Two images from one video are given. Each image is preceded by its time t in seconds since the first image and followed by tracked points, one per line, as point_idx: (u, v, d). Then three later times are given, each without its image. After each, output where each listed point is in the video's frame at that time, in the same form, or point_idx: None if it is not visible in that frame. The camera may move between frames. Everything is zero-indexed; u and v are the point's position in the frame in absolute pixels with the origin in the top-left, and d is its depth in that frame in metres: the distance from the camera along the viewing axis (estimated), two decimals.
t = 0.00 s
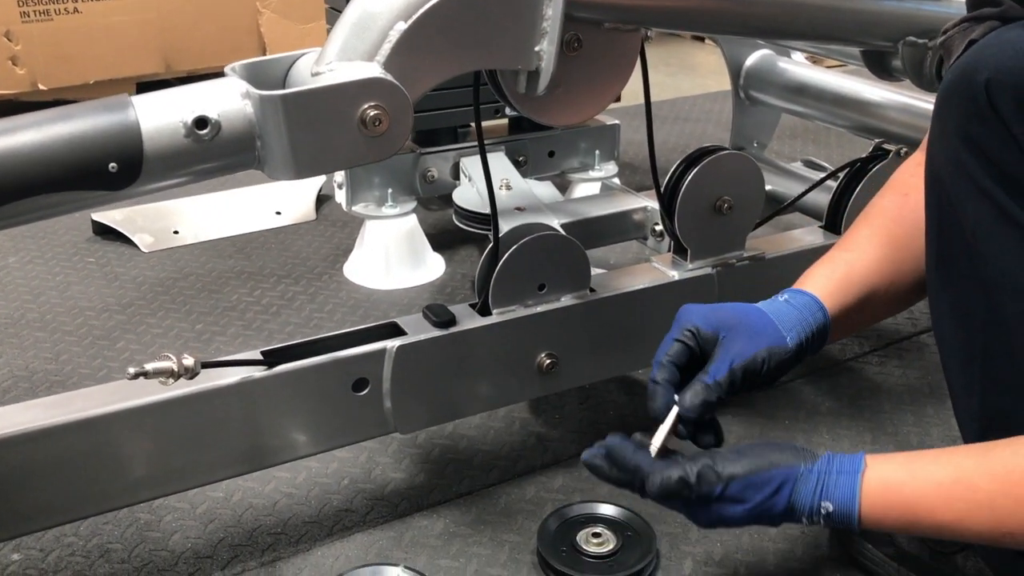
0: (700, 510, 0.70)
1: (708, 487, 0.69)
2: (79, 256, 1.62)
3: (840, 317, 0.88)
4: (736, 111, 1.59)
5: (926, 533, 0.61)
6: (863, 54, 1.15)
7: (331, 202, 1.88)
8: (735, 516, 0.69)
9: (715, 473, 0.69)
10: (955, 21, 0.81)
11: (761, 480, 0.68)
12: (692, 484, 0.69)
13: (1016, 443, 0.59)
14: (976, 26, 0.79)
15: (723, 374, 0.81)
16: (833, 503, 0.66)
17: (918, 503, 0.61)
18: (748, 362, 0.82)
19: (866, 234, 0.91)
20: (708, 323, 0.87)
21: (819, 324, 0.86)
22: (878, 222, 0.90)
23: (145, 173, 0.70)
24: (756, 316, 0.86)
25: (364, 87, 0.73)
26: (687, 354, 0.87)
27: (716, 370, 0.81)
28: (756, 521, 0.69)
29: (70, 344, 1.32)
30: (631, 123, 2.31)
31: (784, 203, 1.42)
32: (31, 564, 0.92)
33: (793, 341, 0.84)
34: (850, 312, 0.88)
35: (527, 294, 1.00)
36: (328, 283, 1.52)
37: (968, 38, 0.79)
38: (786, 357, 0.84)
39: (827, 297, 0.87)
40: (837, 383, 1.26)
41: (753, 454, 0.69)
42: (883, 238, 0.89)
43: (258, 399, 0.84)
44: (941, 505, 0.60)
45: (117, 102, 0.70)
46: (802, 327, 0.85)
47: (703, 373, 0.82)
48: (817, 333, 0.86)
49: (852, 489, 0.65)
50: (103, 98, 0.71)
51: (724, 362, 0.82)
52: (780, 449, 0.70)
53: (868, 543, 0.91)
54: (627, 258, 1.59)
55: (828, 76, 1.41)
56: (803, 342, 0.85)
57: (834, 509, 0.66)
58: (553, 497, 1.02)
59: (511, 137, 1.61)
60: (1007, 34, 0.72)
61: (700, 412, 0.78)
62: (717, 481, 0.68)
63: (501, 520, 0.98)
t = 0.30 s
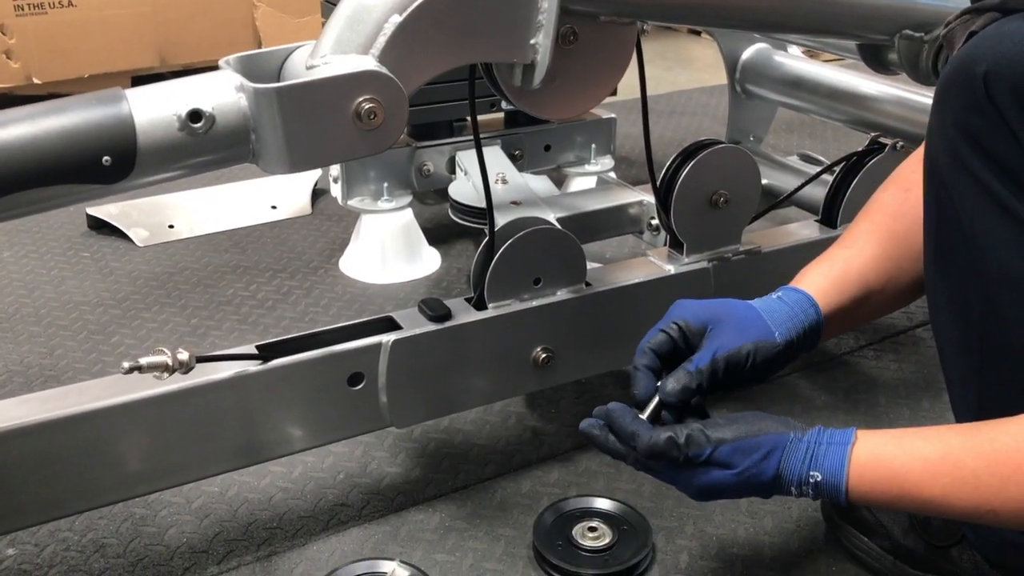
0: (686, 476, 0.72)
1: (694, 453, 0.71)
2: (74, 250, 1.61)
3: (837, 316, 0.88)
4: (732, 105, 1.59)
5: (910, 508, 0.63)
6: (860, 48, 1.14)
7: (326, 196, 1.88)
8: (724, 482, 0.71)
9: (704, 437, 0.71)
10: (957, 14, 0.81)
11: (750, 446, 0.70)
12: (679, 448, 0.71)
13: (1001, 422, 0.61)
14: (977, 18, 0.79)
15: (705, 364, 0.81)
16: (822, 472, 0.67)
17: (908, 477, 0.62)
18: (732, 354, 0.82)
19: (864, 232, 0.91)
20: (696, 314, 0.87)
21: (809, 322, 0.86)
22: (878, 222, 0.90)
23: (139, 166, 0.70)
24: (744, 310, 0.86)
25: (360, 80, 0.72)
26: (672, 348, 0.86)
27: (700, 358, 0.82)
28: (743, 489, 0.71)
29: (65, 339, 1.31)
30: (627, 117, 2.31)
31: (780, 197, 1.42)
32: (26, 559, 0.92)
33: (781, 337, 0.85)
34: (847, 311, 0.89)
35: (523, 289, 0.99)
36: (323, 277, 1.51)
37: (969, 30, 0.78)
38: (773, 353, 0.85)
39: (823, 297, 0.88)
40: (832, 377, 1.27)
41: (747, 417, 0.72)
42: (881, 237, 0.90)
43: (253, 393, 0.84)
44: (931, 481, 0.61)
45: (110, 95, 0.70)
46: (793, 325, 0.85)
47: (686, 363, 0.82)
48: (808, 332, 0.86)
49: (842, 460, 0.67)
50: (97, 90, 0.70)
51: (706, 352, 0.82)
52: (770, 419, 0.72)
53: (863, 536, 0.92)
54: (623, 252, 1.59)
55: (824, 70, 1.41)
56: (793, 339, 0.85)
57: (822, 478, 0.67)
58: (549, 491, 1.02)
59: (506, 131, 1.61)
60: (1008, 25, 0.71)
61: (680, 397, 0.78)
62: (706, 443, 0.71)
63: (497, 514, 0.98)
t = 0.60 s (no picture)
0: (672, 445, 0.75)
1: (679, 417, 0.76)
2: (71, 246, 1.61)
3: (834, 320, 0.88)
4: (730, 101, 1.59)
5: (904, 495, 0.63)
6: (859, 45, 1.14)
7: (324, 192, 1.87)
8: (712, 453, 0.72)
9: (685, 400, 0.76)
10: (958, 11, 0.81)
11: (743, 414, 0.72)
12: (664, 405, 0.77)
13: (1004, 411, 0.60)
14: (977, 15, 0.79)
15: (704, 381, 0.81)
16: (816, 451, 0.68)
17: (902, 463, 0.62)
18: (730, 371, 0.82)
19: (862, 233, 0.90)
20: (692, 334, 0.86)
21: (807, 330, 0.86)
22: (876, 222, 0.90)
23: (136, 162, 0.69)
24: (741, 327, 0.86)
25: (358, 74, 0.72)
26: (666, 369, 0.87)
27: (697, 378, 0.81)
28: (734, 465, 0.71)
29: (62, 335, 1.31)
30: (625, 114, 2.31)
31: (778, 193, 1.42)
32: (23, 556, 0.91)
33: (777, 349, 0.85)
34: (844, 314, 0.89)
35: (521, 286, 0.99)
36: (321, 273, 1.51)
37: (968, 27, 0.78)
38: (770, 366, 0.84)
39: (821, 302, 0.88)
40: (830, 374, 1.27)
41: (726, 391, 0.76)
42: (879, 239, 0.89)
43: (250, 390, 0.83)
44: (925, 467, 0.61)
45: (106, 90, 0.69)
46: (789, 335, 0.85)
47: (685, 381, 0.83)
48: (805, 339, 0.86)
49: (836, 441, 0.67)
50: (93, 85, 0.70)
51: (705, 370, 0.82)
52: (764, 396, 0.74)
53: (861, 533, 0.92)
54: (621, 249, 1.59)
55: (823, 67, 1.41)
56: (789, 348, 0.85)
57: (816, 457, 0.68)
58: (547, 488, 1.02)
59: (504, 127, 1.61)
60: (1008, 22, 0.71)
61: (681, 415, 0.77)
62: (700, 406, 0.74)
63: (495, 511, 0.98)
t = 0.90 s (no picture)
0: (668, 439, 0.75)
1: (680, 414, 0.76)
2: (71, 244, 1.61)
3: (830, 315, 0.88)
4: (731, 101, 1.59)
5: (900, 500, 0.62)
6: (861, 44, 1.14)
7: (325, 191, 1.87)
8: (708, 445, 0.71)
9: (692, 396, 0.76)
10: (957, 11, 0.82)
11: (737, 408, 0.72)
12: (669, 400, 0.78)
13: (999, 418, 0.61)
14: (977, 15, 0.79)
15: (700, 373, 0.81)
16: (812, 450, 0.67)
17: (901, 467, 0.62)
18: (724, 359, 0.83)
19: (860, 230, 0.91)
20: (687, 333, 0.87)
21: (801, 319, 0.86)
22: (873, 220, 0.90)
23: (138, 159, 0.69)
24: (732, 318, 0.87)
25: (360, 72, 0.72)
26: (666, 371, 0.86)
27: (696, 369, 0.82)
28: (728, 462, 0.71)
29: (62, 332, 1.31)
30: (626, 114, 2.31)
31: (779, 193, 1.42)
32: (23, 554, 0.91)
33: (771, 336, 0.85)
34: (842, 309, 0.88)
35: (523, 285, 0.99)
36: (321, 272, 1.51)
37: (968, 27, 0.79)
38: (765, 354, 0.84)
39: (816, 295, 0.88)
40: (831, 373, 1.27)
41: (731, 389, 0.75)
42: (876, 234, 0.89)
43: (251, 388, 0.83)
44: (923, 471, 0.61)
45: (108, 87, 0.69)
46: (780, 322, 0.86)
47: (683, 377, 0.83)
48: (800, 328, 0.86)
49: (833, 443, 0.67)
50: (95, 82, 0.70)
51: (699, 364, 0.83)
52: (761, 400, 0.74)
53: (861, 533, 0.92)
54: (622, 248, 1.59)
55: (824, 67, 1.41)
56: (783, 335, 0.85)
57: (811, 455, 0.67)
58: (548, 487, 1.01)
59: (505, 126, 1.60)
60: (1007, 23, 0.71)
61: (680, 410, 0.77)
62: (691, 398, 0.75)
63: (496, 510, 0.98)
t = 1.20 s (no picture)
0: (676, 435, 0.75)
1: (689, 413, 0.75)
2: (73, 243, 1.61)
3: (830, 318, 0.88)
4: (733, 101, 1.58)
5: (905, 507, 0.62)
6: (864, 45, 1.14)
7: (326, 190, 1.87)
8: (710, 446, 0.71)
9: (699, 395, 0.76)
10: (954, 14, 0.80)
11: (740, 413, 0.72)
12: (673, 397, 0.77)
13: (1003, 424, 0.61)
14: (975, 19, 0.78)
15: (702, 377, 0.81)
16: (814, 456, 0.67)
17: (904, 472, 0.62)
18: (725, 361, 0.82)
19: (858, 234, 0.90)
20: (685, 335, 0.86)
21: (803, 320, 0.86)
22: (872, 224, 0.90)
23: (140, 159, 0.69)
24: (731, 319, 0.86)
25: (362, 72, 0.72)
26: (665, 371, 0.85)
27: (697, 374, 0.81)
28: (728, 465, 0.71)
29: (64, 332, 1.31)
30: (627, 114, 2.31)
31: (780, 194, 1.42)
32: (24, 554, 0.91)
33: (771, 336, 0.85)
34: (842, 313, 0.88)
35: (524, 285, 0.99)
36: (323, 272, 1.51)
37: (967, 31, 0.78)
38: (765, 355, 0.84)
39: (815, 299, 0.88)
40: (832, 375, 1.27)
41: (736, 393, 0.75)
42: (874, 237, 0.89)
43: (253, 389, 0.83)
44: (927, 476, 0.61)
45: (110, 87, 0.69)
46: (781, 323, 0.86)
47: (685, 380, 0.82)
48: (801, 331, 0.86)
49: (835, 449, 0.67)
50: (98, 82, 0.70)
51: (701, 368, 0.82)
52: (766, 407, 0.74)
53: (863, 535, 0.91)
54: (624, 249, 1.59)
55: (825, 67, 1.41)
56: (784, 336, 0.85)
57: (813, 462, 0.67)
58: (549, 488, 1.01)
59: (506, 126, 1.60)
60: (1009, 26, 0.71)
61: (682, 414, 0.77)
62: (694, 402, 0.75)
63: (498, 511, 0.98)
